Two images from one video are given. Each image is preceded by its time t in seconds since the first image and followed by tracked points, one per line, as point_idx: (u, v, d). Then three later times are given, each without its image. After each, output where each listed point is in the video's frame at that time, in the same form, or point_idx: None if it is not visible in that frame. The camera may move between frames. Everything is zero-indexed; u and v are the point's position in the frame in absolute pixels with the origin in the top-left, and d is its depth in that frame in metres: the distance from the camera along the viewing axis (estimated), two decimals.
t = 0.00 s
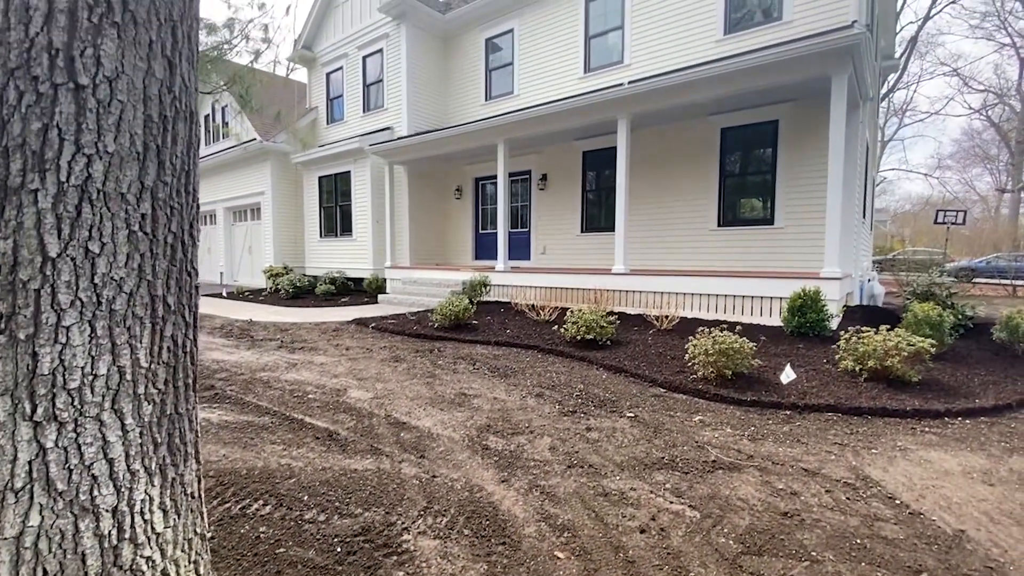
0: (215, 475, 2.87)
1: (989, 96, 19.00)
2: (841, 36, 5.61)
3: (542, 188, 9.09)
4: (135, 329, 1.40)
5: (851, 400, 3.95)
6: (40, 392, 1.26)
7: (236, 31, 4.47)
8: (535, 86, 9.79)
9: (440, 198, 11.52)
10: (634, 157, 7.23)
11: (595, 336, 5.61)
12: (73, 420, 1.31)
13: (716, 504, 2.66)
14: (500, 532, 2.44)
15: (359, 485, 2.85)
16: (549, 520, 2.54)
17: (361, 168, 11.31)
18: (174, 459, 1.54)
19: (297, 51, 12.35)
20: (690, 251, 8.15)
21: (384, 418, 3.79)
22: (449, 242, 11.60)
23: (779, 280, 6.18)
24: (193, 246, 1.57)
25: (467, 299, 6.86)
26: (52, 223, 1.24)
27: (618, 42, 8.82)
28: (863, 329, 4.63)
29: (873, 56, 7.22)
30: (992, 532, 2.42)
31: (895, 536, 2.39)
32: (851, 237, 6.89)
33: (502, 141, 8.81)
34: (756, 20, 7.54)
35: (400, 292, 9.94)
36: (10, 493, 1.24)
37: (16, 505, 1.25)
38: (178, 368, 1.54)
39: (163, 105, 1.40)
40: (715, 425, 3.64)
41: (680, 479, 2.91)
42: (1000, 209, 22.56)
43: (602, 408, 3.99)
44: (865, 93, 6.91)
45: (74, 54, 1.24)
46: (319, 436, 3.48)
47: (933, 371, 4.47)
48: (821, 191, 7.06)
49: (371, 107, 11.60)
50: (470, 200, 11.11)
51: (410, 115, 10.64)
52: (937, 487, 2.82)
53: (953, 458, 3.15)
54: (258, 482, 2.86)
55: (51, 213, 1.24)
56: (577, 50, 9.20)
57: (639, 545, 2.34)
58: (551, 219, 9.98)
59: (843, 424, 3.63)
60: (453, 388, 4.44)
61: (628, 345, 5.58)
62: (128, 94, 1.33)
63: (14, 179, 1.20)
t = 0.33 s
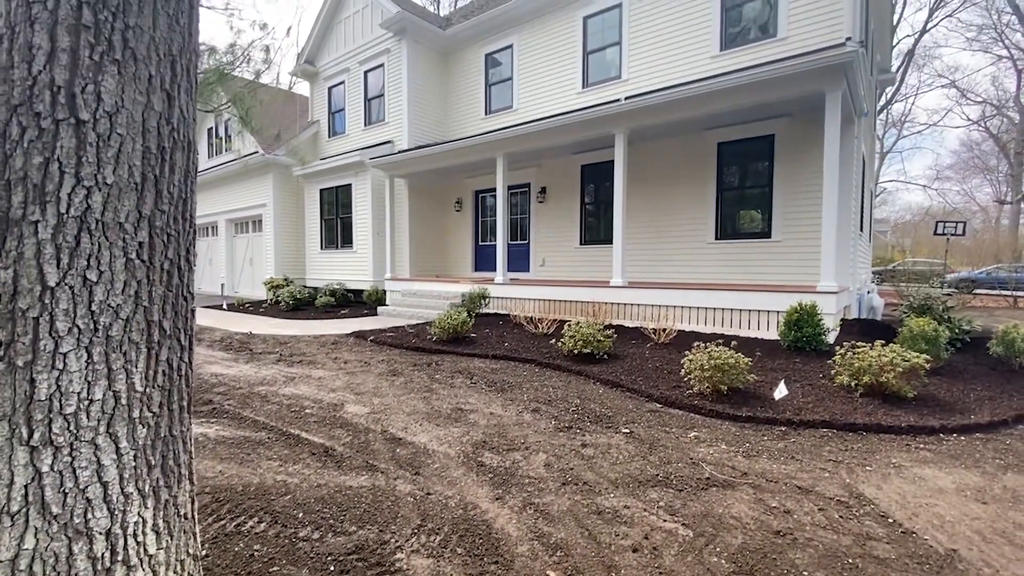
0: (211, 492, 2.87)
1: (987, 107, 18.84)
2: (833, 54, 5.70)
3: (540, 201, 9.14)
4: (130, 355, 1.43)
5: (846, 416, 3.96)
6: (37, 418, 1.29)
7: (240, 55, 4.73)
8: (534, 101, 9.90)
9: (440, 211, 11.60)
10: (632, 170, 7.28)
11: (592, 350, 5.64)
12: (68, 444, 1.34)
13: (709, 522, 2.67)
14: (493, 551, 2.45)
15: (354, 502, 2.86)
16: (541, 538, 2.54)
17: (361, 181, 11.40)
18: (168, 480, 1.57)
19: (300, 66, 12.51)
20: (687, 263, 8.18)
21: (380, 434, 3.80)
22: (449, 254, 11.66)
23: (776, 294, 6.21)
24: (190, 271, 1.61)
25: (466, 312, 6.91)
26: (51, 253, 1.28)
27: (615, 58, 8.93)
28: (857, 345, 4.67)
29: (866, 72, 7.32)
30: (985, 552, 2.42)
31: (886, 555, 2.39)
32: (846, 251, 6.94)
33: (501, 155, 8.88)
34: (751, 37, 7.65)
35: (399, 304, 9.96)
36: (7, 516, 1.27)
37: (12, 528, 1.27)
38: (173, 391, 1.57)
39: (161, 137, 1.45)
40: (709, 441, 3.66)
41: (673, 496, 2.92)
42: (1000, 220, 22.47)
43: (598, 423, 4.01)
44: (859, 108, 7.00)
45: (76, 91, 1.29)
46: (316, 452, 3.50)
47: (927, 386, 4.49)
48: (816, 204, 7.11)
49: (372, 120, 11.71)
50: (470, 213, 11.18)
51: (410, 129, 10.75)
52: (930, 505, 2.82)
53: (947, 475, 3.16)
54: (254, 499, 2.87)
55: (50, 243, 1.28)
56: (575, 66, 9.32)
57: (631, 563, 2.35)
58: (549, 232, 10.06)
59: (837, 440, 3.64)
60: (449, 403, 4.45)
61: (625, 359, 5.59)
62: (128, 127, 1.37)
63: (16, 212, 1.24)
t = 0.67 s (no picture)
0: (207, 507, 2.87)
1: (984, 120, 18.77)
2: (826, 71, 5.79)
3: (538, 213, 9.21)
4: (127, 375, 1.46)
5: (842, 431, 3.96)
6: (34, 438, 1.32)
7: (244, 72, 4.91)
8: (533, 115, 10.01)
9: (440, 222, 11.67)
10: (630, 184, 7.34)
11: (590, 363, 5.65)
12: (65, 463, 1.36)
13: (704, 539, 2.67)
14: (487, 567, 2.44)
15: (349, 517, 2.86)
16: (535, 555, 2.54)
17: (362, 194, 11.48)
18: (162, 498, 1.58)
19: (301, 80, 12.65)
20: (685, 276, 8.21)
21: (377, 448, 3.80)
22: (449, 265, 11.71)
23: (774, 307, 6.22)
24: (186, 292, 1.64)
25: (465, 324, 6.93)
26: (51, 276, 1.32)
27: (613, 73, 9.04)
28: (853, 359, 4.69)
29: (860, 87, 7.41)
30: (979, 569, 2.42)
31: (881, 573, 2.39)
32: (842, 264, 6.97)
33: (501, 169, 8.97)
34: (747, 52, 7.75)
35: (398, 316, 9.99)
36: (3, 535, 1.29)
37: (8, 546, 1.30)
38: (168, 410, 1.59)
39: (160, 162, 1.49)
40: (705, 456, 3.67)
41: (669, 512, 2.92)
42: (1001, 231, 22.44)
43: (594, 437, 4.02)
44: (854, 123, 7.08)
45: (78, 120, 1.33)
46: (312, 467, 3.50)
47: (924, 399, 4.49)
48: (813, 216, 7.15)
49: (374, 133, 11.82)
50: (469, 225, 11.25)
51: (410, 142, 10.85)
52: (924, 522, 2.82)
53: (942, 490, 3.16)
54: (249, 514, 2.87)
55: (51, 267, 1.32)
56: (574, 81, 9.43)
57: None
58: (549, 244, 10.10)
59: (833, 455, 3.65)
60: (446, 417, 4.46)
61: (622, 372, 5.61)
62: (128, 154, 1.42)
63: (18, 237, 1.28)
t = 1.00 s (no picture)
0: (203, 522, 2.87)
1: (981, 132, 18.97)
2: (821, 86, 5.87)
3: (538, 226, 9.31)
4: (123, 393, 1.48)
5: (838, 445, 3.96)
6: (30, 455, 1.34)
7: (246, 89, 5.00)
8: (532, 128, 10.11)
9: (440, 234, 11.72)
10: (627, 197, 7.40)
11: (587, 376, 5.67)
12: (60, 481, 1.38)
13: (698, 554, 2.66)
14: None
15: (345, 532, 2.86)
16: (530, 570, 2.53)
17: (362, 206, 11.56)
18: (156, 515, 1.59)
19: (303, 93, 12.79)
20: (683, 288, 8.24)
21: (373, 462, 3.81)
22: (449, 277, 11.75)
23: (771, 319, 6.24)
24: (183, 310, 1.67)
25: (462, 337, 6.95)
26: (51, 296, 1.34)
27: (610, 87, 9.14)
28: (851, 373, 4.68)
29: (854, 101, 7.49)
30: None
31: None
32: (839, 277, 7.02)
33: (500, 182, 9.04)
34: (742, 67, 7.84)
35: (397, 327, 10.00)
36: None
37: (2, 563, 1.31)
38: (164, 426, 1.61)
39: (160, 184, 1.53)
40: (701, 470, 3.67)
41: (664, 527, 2.92)
42: (1000, 241, 22.45)
43: (592, 451, 4.02)
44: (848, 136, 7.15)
45: (80, 144, 1.37)
46: (308, 481, 3.51)
47: (920, 413, 4.50)
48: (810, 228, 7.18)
49: (374, 146, 11.93)
50: (469, 237, 11.30)
51: (410, 155, 10.94)
52: (921, 537, 2.81)
53: (938, 505, 3.15)
54: (246, 529, 2.87)
55: (50, 287, 1.34)
56: (572, 95, 9.54)
57: None
58: (548, 256, 10.14)
59: (830, 470, 3.64)
60: (443, 430, 4.46)
61: (620, 385, 5.62)
62: (128, 176, 1.45)
63: (19, 258, 1.31)
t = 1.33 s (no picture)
0: (196, 538, 2.85)
1: (977, 144, 18.82)
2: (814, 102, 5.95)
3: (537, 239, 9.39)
4: (117, 412, 1.49)
5: (835, 460, 3.96)
6: (24, 474, 1.35)
7: (246, 106, 5.11)
8: (531, 143, 10.21)
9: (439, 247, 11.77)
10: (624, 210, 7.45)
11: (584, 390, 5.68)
12: (53, 499, 1.39)
13: (693, 571, 2.65)
14: None
15: (339, 549, 2.85)
16: None
17: (362, 219, 11.63)
18: (147, 532, 1.60)
19: (305, 108, 12.93)
20: (680, 301, 8.27)
21: (369, 477, 3.80)
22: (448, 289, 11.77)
23: (769, 333, 6.25)
24: (179, 327, 1.70)
25: (460, 350, 6.96)
26: (47, 316, 1.37)
27: (608, 102, 9.25)
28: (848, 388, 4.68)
29: (847, 117, 7.58)
30: None
31: None
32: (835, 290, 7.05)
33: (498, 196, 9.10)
34: (737, 82, 7.94)
35: (395, 339, 10.01)
36: None
37: None
38: (157, 443, 1.63)
39: (157, 206, 1.57)
40: (698, 486, 3.66)
41: (659, 544, 2.91)
42: (999, 253, 22.46)
43: (588, 466, 4.02)
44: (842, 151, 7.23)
45: (79, 167, 1.41)
46: (304, 496, 3.50)
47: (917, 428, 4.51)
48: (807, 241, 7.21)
49: (374, 160, 12.02)
50: (468, 250, 11.34)
51: (410, 169, 11.01)
52: (916, 554, 2.80)
53: (934, 521, 3.14)
54: (239, 545, 2.85)
55: (48, 307, 1.37)
56: (570, 110, 9.64)
57: None
58: (546, 269, 10.17)
59: (827, 485, 3.63)
60: (440, 445, 4.45)
61: (617, 399, 5.61)
62: (126, 198, 1.49)
63: (17, 278, 1.34)
